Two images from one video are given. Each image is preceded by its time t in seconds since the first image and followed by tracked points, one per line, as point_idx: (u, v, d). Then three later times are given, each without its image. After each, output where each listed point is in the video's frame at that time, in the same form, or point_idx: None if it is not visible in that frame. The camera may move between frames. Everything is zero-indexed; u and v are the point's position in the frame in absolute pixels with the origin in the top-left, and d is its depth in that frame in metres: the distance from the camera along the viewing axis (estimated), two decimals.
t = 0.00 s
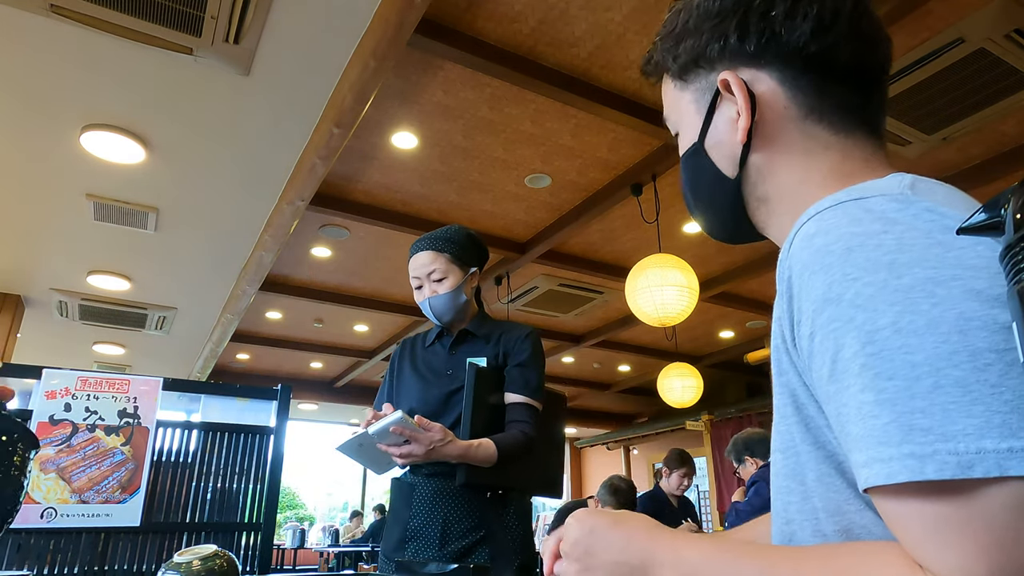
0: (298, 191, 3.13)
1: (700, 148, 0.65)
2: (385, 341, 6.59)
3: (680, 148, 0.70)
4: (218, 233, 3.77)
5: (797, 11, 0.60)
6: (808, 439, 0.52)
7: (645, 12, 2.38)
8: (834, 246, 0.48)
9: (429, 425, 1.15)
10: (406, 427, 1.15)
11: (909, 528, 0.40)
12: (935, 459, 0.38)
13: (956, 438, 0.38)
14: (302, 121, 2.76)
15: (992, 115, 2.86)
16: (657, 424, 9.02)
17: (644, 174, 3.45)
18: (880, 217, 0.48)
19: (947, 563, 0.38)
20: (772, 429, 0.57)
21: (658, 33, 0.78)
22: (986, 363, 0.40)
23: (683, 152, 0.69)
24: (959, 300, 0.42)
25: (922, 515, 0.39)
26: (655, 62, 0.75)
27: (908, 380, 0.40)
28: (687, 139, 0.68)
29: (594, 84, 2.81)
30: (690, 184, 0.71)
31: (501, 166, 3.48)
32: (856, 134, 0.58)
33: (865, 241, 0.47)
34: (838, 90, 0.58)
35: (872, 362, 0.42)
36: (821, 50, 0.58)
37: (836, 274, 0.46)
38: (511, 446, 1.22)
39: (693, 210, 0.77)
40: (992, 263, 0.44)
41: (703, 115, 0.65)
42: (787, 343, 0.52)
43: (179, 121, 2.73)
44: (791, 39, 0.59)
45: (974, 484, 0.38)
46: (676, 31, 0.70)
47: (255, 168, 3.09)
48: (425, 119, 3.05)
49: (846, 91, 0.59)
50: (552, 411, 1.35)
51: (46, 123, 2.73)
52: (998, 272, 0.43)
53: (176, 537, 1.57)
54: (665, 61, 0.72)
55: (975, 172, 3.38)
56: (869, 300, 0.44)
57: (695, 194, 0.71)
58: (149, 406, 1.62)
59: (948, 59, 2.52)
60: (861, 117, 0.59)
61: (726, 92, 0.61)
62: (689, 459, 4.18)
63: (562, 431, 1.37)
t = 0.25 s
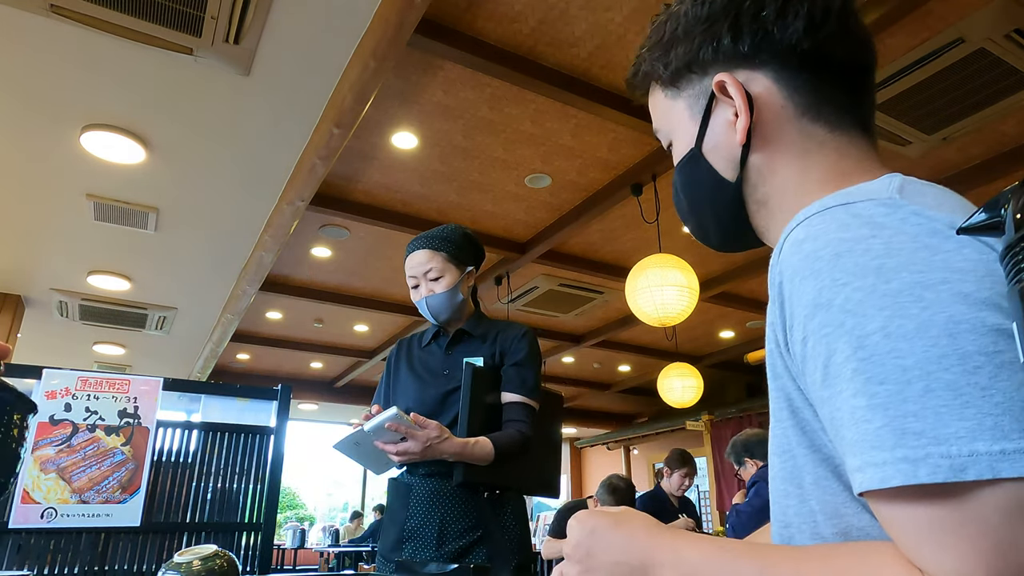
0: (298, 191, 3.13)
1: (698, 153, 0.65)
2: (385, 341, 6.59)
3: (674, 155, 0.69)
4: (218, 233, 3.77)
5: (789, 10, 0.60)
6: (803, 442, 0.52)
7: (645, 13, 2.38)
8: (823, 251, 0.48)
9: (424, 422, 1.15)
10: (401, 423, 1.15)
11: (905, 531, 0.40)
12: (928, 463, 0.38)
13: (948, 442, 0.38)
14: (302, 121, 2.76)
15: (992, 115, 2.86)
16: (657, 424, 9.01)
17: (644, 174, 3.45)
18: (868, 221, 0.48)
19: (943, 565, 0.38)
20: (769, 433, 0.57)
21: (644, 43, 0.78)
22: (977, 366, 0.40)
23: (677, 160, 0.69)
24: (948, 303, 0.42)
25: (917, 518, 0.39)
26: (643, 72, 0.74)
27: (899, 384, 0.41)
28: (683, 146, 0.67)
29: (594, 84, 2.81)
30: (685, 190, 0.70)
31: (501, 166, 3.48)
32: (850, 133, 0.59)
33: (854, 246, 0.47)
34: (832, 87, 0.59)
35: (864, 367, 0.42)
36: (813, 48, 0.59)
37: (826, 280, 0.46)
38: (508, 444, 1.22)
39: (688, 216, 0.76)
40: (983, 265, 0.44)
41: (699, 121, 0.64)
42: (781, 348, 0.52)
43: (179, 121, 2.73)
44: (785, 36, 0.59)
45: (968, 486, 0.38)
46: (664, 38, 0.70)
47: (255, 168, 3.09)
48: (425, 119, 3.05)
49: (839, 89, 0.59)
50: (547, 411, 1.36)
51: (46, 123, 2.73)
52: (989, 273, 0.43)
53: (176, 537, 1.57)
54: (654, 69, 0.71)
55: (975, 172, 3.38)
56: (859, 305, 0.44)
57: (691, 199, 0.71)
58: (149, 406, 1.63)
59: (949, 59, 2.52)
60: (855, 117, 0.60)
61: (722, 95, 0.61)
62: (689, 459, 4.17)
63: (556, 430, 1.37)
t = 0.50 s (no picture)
0: (298, 191, 3.13)
1: (697, 150, 0.65)
2: (385, 341, 6.59)
3: (673, 152, 0.69)
4: (218, 233, 3.77)
5: (792, 10, 0.60)
6: (800, 444, 0.52)
7: (646, 12, 2.38)
8: (816, 254, 0.48)
9: (425, 421, 1.13)
10: (401, 422, 1.13)
11: (903, 533, 0.40)
12: (924, 465, 0.38)
13: (945, 443, 0.38)
14: (302, 121, 2.76)
15: (992, 115, 2.86)
16: (657, 424, 9.01)
17: (644, 174, 3.45)
18: (861, 223, 0.48)
19: (942, 567, 0.38)
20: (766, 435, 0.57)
21: (644, 40, 0.77)
22: (972, 368, 0.40)
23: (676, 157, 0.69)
24: (942, 305, 0.42)
25: (915, 520, 0.39)
26: (644, 68, 0.74)
27: (894, 386, 0.41)
28: (681, 144, 0.67)
29: (595, 84, 2.81)
30: (683, 188, 0.70)
31: (501, 166, 3.48)
32: (847, 136, 0.59)
33: (848, 249, 0.47)
34: (833, 87, 0.59)
35: (859, 369, 0.42)
36: (816, 47, 0.59)
37: (820, 282, 0.46)
38: (504, 444, 1.22)
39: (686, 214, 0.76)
40: (978, 266, 0.44)
41: (699, 117, 0.64)
42: (776, 350, 0.52)
43: (179, 121, 2.73)
44: (788, 35, 0.59)
45: (965, 488, 0.38)
46: (666, 35, 0.70)
47: (255, 168, 3.09)
48: (425, 119, 3.05)
49: (839, 89, 0.60)
50: (545, 408, 1.37)
51: (46, 123, 2.73)
52: (983, 275, 0.43)
53: (176, 537, 1.56)
54: (655, 65, 0.71)
55: (974, 172, 3.38)
56: (853, 307, 0.44)
57: (690, 198, 0.71)
58: (149, 406, 1.62)
59: (949, 59, 2.51)
60: (853, 117, 0.60)
61: (723, 92, 0.61)
62: (689, 459, 4.17)
63: (555, 428, 1.38)
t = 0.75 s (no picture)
0: (298, 190, 3.13)
1: (698, 149, 0.65)
2: (385, 341, 6.59)
3: (673, 152, 0.69)
4: (218, 233, 3.77)
5: (793, 11, 0.60)
6: (799, 444, 0.52)
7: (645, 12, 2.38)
8: (815, 255, 0.48)
9: (422, 424, 1.12)
10: (399, 426, 1.11)
11: (903, 534, 0.40)
12: (924, 466, 0.38)
13: (944, 444, 0.38)
14: (302, 121, 2.76)
15: (993, 115, 2.86)
16: (657, 424, 9.01)
17: (644, 174, 3.45)
18: (859, 224, 0.48)
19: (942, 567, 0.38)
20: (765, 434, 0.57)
21: (643, 39, 0.77)
22: (970, 368, 0.40)
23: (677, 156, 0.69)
24: (941, 306, 0.42)
25: (914, 521, 0.39)
26: (644, 67, 0.74)
27: (893, 387, 0.41)
28: (682, 144, 0.67)
29: (594, 84, 2.81)
30: (684, 188, 0.70)
31: (501, 166, 3.48)
32: (847, 135, 0.58)
33: (846, 250, 0.47)
34: (836, 86, 0.59)
35: (857, 370, 0.42)
36: (818, 45, 0.59)
37: (819, 283, 0.46)
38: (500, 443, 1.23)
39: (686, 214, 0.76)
40: (977, 267, 0.44)
41: (701, 116, 0.64)
42: (776, 351, 0.52)
43: (179, 121, 2.73)
44: (791, 33, 0.59)
45: (965, 488, 0.38)
46: (667, 33, 0.70)
47: (255, 168, 3.09)
48: (425, 119, 3.05)
49: (841, 88, 0.60)
50: (541, 407, 1.36)
51: (46, 123, 2.73)
52: (982, 276, 0.43)
53: (176, 537, 1.56)
54: (656, 64, 0.71)
55: (974, 172, 3.38)
56: (851, 308, 0.44)
57: (691, 198, 0.70)
58: (149, 406, 1.63)
59: (949, 59, 2.51)
60: (852, 117, 0.60)
61: (726, 92, 0.61)
62: (690, 459, 4.17)
63: (551, 427, 1.38)
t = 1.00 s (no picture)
0: (298, 190, 3.13)
1: (724, 131, 0.63)
2: (384, 341, 6.59)
3: (689, 133, 0.67)
4: (218, 233, 3.77)
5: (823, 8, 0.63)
6: (800, 444, 0.52)
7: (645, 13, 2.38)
8: (816, 254, 0.48)
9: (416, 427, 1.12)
10: (394, 432, 1.11)
11: (902, 533, 0.40)
12: (924, 465, 0.38)
13: (944, 443, 0.38)
14: (303, 121, 2.76)
15: (993, 115, 2.86)
16: (657, 424, 9.01)
17: (644, 174, 3.45)
18: (860, 224, 0.48)
19: (941, 565, 0.38)
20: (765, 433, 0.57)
21: (652, 20, 0.75)
22: (971, 367, 0.40)
23: (691, 140, 0.67)
24: (941, 306, 0.42)
25: (914, 520, 0.40)
26: (654, 46, 0.71)
27: (894, 387, 0.41)
28: (704, 126, 0.65)
29: (595, 84, 2.81)
30: (695, 175, 0.69)
31: (501, 166, 3.49)
32: (851, 133, 0.60)
33: (847, 249, 0.47)
34: (851, 84, 0.62)
35: (858, 369, 0.42)
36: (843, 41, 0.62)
37: (820, 283, 0.46)
38: (497, 443, 1.22)
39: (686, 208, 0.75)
40: (978, 267, 0.44)
41: (730, 96, 0.63)
42: (777, 350, 0.52)
43: (179, 121, 2.73)
44: (823, 27, 0.62)
45: (965, 488, 0.38)
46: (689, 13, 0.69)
47: (255, 168, 3.09)
48: (425, 120, 3.06)
49: (854, 87, 0.63)
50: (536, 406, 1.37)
51: (46, 123, 2.73)
52: (982, 275, 0.43)
53: (176, 537, 1.56)
54: (673, 44, 0.69)
55: (974, 172, 3.39)
56: (852, 307, 0.44)
57: (700, 187, 0.70)
58: (149, 406, 1.63)
59: (949, 59, 2.51)
60: (860, 115, 0.62)
61: (760, 74, 0.61)
62: (690, 459, 4.17)
63: (545, 427, 1.39)
